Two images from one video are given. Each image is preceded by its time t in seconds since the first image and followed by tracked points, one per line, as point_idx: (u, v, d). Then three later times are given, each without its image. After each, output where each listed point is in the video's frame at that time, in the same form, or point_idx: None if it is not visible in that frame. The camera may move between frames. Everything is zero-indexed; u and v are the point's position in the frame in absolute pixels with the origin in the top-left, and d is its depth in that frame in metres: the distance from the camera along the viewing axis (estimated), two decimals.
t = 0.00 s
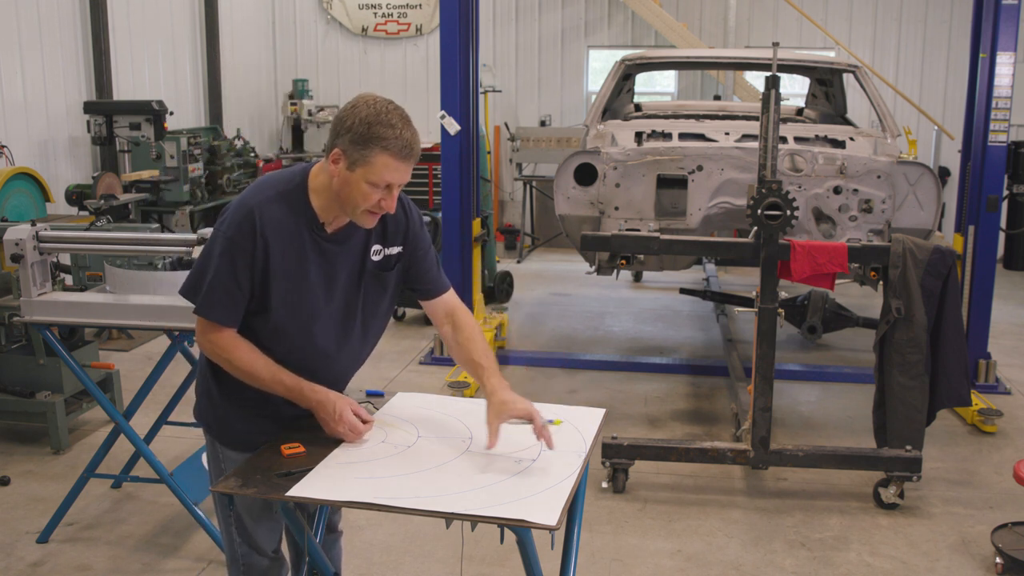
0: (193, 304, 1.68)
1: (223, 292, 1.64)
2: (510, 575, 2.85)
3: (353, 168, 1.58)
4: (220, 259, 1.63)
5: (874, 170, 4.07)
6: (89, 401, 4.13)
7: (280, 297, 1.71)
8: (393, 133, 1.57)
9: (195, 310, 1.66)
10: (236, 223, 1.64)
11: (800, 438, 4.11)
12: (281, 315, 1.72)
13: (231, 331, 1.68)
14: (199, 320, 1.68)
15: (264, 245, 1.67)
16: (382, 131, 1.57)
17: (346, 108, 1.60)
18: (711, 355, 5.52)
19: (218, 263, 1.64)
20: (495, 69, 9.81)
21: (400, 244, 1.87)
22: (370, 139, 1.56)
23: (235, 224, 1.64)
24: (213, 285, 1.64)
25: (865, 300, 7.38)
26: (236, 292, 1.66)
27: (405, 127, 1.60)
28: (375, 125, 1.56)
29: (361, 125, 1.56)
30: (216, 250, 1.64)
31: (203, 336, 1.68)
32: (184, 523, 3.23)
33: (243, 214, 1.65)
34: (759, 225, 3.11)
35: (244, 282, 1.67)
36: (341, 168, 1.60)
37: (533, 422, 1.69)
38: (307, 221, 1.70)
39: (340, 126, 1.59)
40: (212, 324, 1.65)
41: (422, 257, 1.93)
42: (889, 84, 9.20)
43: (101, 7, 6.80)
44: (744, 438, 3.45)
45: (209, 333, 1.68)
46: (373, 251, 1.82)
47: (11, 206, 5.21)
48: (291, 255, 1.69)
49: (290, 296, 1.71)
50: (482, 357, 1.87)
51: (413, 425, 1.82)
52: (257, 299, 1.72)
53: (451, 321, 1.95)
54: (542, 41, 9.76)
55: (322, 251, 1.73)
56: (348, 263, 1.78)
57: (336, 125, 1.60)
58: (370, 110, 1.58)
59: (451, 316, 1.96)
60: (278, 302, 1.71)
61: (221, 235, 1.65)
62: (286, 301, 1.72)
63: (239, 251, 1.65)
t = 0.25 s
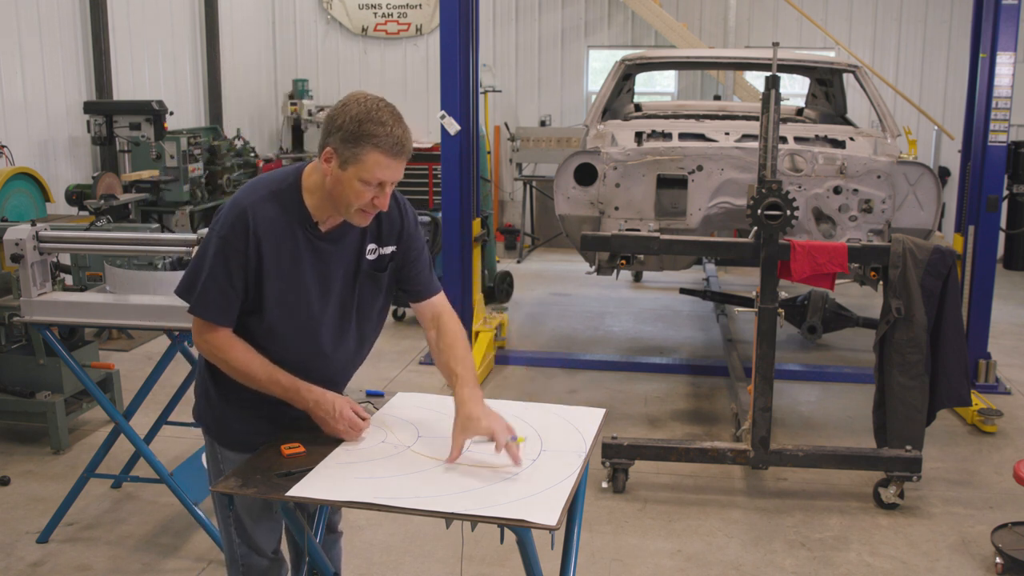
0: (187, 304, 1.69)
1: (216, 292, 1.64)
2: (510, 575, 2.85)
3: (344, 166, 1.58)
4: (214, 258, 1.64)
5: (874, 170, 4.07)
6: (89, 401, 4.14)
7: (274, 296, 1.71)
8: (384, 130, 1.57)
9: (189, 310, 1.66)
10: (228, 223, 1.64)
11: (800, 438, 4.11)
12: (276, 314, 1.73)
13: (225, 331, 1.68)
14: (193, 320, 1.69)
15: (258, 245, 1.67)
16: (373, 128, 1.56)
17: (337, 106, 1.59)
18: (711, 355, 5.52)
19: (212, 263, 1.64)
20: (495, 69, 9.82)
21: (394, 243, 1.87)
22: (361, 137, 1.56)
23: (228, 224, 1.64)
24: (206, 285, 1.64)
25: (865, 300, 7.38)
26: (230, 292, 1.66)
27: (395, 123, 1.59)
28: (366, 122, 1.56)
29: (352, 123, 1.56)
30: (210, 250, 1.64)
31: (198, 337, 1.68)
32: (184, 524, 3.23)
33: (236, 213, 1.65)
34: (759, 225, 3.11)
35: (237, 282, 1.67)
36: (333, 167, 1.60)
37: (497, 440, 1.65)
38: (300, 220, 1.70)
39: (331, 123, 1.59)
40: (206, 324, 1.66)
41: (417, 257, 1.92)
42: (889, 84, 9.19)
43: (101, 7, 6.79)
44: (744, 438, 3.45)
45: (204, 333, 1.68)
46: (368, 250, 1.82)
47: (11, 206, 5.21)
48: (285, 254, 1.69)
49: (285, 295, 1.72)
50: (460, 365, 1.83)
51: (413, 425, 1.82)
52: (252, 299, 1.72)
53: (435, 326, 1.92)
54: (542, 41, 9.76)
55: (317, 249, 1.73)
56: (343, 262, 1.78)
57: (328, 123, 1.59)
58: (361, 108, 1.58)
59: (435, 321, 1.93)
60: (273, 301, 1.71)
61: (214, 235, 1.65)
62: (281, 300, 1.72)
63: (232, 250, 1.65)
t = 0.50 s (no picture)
0: (188, 301, 1.69)
1: (217, 288, 1.65)
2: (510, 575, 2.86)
3: (344, 159, 1.58)
4: (214, 255, 1.64)
5: (874, 170, 4.07)
6: (89, 401, 4.14)
7: (274, 292, 1.71)
8: (384, 123, 1.57)
9: (190, 306, 1.67)
10: (228, 219, 1.64)
11: (800, 438, 4.11)
12: (276, 310, 1.73)
13: (226, 327, 1.69)
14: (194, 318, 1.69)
15: (258, 241, 1.67)
16: (372, 120, 1.56)
17: (335, 99, 1.60)
18: (711, 355, 5.52)
19: (212, 260, 1.64)
20: (495, 69, 9.82)
21: (391, 239, 1.87)
22: (360, 129, 1.56)
23: (228, 220, 1.65)
24: (206, 281, 1.64)
25: (865, 300, 7.38)
26: (230, 288, 1.66)
27: (393, 115, 1.60)
28: (364, 113, 1.56)
29: (351, 116, 1.56)
30: (210, 246, 1.65)
31: (198, 333, 1.69)
32: (184, 523, 3.23)
33: (236, 209, 1.65)
34: (759, 225, 3.11)
35: (238, 278, 1.67)
36: (332, 161, 1.61)
37: (494, 451, 1.61)
38: (299, 215, 1.69)
39: (330, 117, 1.58)
40: (207, 320, 1.66)
41: (412, 252, 1.92)
42: (889, 84, 9.19)
43: (101, 6, 6.80)
44: (744, 438, 3.45)
45: (205, 330, 1.68)
46: (366, 247, 1.82)
47: (11, 206, 5.21)
48: (285, 251, 1.69)
49: (285, 292, 1.72)
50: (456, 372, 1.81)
51: (413, 426, 1.82)
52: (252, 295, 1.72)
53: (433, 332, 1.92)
54: (542, 41, 9.76)
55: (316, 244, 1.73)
56: (343, 257, 1.78)
57: (326, 117, 1.59)
58: (360, 101, 1.58)
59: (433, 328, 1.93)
60: (273, 297, 1.71)
61: (214, 232, 1.65)
62: (281, 296, 1.72)
63: (232, 246, 1.65)
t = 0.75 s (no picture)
0: (189, 298, 1.69)
1: (218, 284, 1.65)
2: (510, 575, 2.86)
3: (346, 152, 1.58)
4: (216, 251, 1.64)
5: (874, 170, 4.07)
6: (89, 401, 4.14)
7: (275, 289, 1.71)
8: (385, 116, 1.57)
9: (191, 303, 1.66)
10: (228, 215, 1.64)
11: (800, 438, 4.11)
12: (277, 306, 1.73)
13: (227, 324, 1.69)
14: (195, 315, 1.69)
15: (259, 237, 1.67)
16: (373, 114, 1.56)
17: (336, 93, 1.60)
18: (711, 355, 5.52)
19: (213, 256, 1.64)
20: (495, 69, 9.82)
21: (390, 235, 1.87)
22: (362, 122, 1.56)
23: (228, 216, 1.64)
24: (207, 277, 1.64)
25: (865, 300, 7.38)
26: (232, 285, 1.66)
27: (394, 108, 1.60)
28: (366, 106, 1.56)
29: (352, 110, 1.56)
30: (211, 242, 1.64)
31: (199, 330, 1.68)
32: (184, 523, 3.23)
33: (236, 205, 1.65)
34: (759, 225, 3.11)
35: (239, 274, 1.67)
36: (334, 155, 1.60)
37: (494, 451, 1.61)
38: (300, 210, 1.70)
39: (331, 111, 1.59)
40: (208, 316, 1.66)
41: (410, 248, 1.93)
42: (889, 84, 9.19)
43: (101, 6, 6.80)
44: (744, 438, 3.45)
45: (205, 327, 1.68)
46: (365, 243, 1.82)
47: (11, 206, 5.21)
48: (286, 247, 1.69)
49: (286, 288, 1.72)
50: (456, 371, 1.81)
51: (413, 426, 1.82)
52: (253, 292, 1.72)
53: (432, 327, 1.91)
54: (542, 41, 9.76)
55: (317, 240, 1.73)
56: (343, 253, 1.78)
57: (327, 111, 1.59)
58: (361, 96, 1.58)
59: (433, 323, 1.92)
60: (274, 293, 1.71)
61: (215, 229, 1.65)
62: (283, 292, 1.72)
63: (232, 243, 1.65)
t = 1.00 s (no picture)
0: (192, 297, 1.68)
1: (222, 283, 1.64)
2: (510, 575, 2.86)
3: (354, 151, 1.59)
4: (219, 250, 1.63)
5: (874, 170, 4.07)
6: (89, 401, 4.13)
7: (278, 287, 1.71)
8: (392, 115, 1.58)
9: (194, 302, 1.66)
10: (232, 214, 1.64)
11: (800, 438, 4.11)
12: (280, 305, 1.73)
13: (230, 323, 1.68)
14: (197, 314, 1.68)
15: (262, 236, 1.67)
16: (381, 114, 1.57)
17: (342, 92, 1.60)
18: (711, 355, 5.52)
19: (217, 255, 1.64)
20: (495, 69, 9.82)
21: (393, 232, 1.87)
22: (370, 121, 1.56)
23: (232, 215, 1.64)
24: (211, 276, 1.64)
25: (865, 300, 7.38)
26: (236, 283, 1.66)
27: (401, 107, 1.61)
28: (373, 105, 1.57)
29: (360, 110, 1.57)
30: (214, 241, 1.64)
31: (201, 330, 1.68)
32: (184, 523, 3.23)
33: (240, 204, 1.64)
34: (759, 225, 3.11)
35: (243, 273, 1.67)
36: (340, 154, 1.61)
37: (500, 439, 1.67)
38: (303, 209, 1.70)
39: (337, 110, 1.59)
40: (211, 315, 1.65)
41: (413, 246, 1.93)
42: (889, 84, 9.20)
43: (101, 6, 6.80)
44: (744, 438, 3.45)
45: (208, 326, 1.68)
46: (367, 241, 1.82)
47: (11, 206, 5.21)
48: (289, 246, 1.69)
49: (290, 287, 1.72)
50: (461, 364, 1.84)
51: (413, 426, 1.82)
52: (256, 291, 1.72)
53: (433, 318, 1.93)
54: (542, 41, 9.76)
55: (318, 238, 1.73)
56: (345, 252, 1.78)
57: (333, 110, 1.60)
58: (368, 95, 1.59)
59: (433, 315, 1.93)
60: (277, 292, 1.71)
61: (218, 227, 1.64)
62: (285, 291, 1.72)
63: (236, 241, 1.65)
